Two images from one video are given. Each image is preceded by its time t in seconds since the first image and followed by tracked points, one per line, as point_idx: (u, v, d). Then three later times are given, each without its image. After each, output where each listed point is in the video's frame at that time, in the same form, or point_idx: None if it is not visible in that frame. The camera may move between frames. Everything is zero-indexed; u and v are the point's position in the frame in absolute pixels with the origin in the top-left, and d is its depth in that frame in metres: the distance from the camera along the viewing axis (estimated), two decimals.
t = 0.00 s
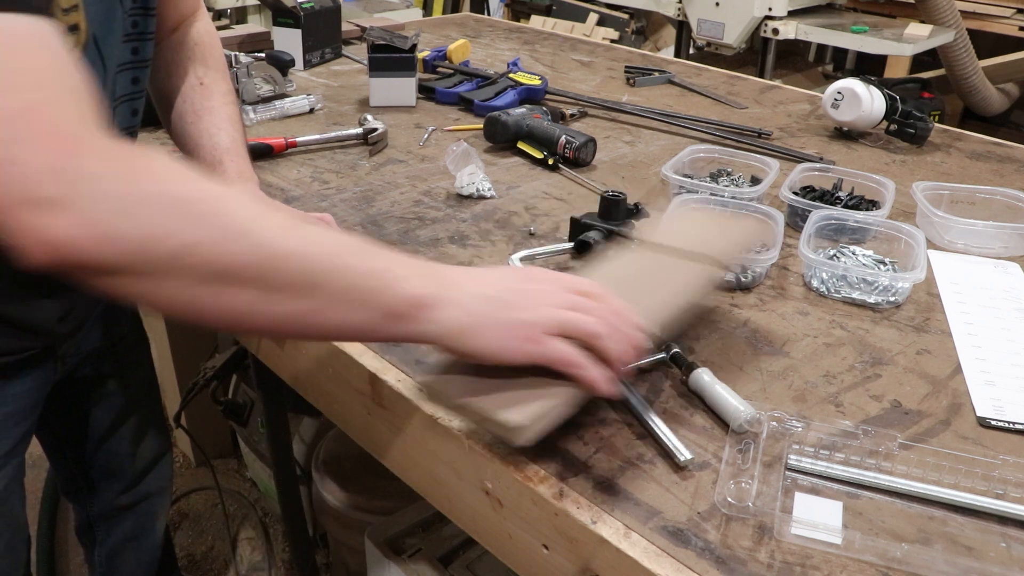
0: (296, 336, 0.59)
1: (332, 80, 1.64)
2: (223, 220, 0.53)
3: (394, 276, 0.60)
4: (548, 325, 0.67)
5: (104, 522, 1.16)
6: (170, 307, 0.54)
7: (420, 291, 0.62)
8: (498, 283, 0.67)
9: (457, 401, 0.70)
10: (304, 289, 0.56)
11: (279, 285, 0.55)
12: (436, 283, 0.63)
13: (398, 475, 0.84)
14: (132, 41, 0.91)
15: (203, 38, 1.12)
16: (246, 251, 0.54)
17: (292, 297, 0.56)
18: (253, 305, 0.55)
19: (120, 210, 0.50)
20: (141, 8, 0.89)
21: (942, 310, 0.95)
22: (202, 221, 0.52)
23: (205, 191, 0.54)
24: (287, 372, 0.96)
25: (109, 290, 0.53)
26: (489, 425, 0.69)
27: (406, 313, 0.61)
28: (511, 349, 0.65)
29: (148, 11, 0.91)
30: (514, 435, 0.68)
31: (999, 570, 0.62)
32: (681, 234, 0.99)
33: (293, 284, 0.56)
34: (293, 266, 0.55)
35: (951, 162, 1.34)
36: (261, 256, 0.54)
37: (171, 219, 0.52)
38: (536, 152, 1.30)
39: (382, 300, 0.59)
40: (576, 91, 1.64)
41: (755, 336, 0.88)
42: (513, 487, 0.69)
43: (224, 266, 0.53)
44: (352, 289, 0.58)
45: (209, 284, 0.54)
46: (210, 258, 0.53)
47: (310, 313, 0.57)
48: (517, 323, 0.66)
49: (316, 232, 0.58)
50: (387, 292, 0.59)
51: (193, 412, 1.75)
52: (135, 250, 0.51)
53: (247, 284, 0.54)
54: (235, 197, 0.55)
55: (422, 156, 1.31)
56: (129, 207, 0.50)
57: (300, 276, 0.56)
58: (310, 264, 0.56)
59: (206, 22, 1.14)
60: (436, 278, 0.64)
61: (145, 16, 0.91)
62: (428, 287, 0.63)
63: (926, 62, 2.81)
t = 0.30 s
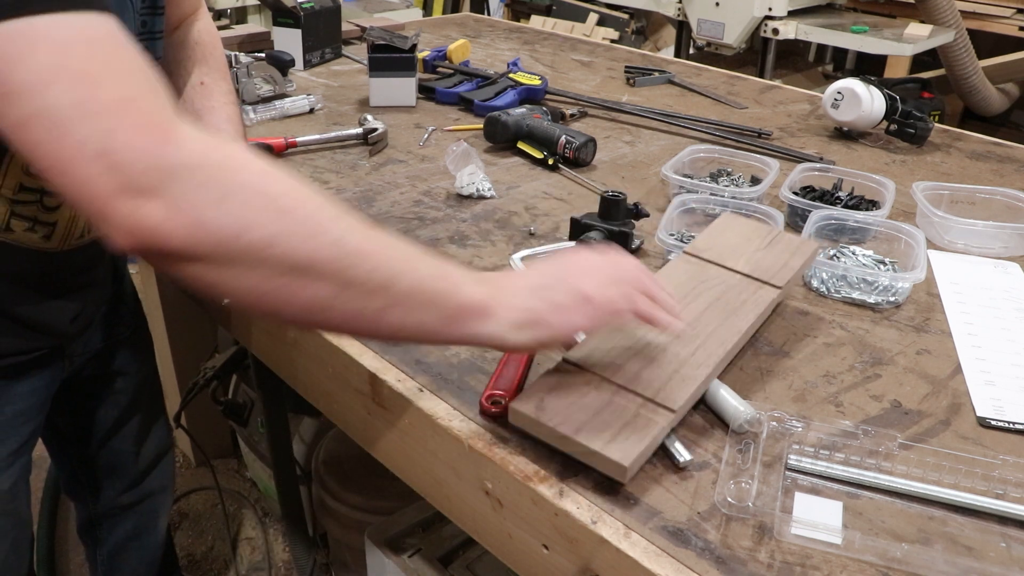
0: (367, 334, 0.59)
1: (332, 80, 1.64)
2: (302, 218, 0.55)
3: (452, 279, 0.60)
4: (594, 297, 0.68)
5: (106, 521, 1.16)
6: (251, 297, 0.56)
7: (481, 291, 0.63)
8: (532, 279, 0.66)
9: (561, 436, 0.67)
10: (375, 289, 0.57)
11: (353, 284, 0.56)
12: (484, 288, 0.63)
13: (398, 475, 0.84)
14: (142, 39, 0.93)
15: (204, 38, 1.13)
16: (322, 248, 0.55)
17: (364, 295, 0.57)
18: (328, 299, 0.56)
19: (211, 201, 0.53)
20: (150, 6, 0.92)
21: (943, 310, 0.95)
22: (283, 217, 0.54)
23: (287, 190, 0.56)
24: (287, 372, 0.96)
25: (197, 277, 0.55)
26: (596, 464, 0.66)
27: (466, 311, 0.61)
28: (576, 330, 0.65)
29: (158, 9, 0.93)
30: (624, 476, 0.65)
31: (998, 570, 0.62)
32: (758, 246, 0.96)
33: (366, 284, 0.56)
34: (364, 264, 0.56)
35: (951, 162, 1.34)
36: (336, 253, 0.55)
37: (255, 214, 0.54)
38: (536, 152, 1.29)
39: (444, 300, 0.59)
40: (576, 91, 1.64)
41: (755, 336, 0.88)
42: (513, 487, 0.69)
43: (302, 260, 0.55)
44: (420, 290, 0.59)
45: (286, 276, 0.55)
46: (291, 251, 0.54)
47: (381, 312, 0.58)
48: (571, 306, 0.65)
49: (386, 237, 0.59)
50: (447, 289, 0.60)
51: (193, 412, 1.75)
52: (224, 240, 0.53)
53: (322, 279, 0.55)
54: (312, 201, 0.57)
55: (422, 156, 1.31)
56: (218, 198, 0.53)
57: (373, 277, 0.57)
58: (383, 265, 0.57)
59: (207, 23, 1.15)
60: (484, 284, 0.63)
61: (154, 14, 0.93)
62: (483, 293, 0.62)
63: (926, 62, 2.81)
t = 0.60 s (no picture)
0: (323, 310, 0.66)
1: (332, 80, 1.64)
2: (258, 204, 0.60)
3: (398, 255, 0.69)
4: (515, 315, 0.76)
5: (105, 522, 1.16)
6: (213, 283, 0.60)
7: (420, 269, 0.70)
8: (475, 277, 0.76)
9: (557, 441, 0.67)
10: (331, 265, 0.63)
11: (309, 262, 0.62)
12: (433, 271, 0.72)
13: (398, 475, 0.84)
14: (130, 39, 0.91)
15: (200, 37, 1.12)
16: (282, 228, 0.61)
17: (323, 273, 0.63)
18: (289, 279, 0.62)
19: (172, 192, 0.57)
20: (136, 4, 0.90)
21: (942, 310, 0.95)
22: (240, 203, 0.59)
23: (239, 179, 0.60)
24: (287, 373, 0.96)
25: (162, 269, 0.59)
26: (592, 469, 0.66)
27: (409, 288, 0.69)
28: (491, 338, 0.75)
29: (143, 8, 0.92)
30: (621, 481, 0.65)
31: (998, 570, 0.62)
32: (753, 249, 0.96)
33: (323, 261, 0.63)
34: (320, 244, 0.63)
35: (951, 162, 1.34)
36: (293, 234, 0.61)
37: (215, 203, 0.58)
38: (536, 152, 1.29)
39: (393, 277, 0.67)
40: (576, 91, 1.64)
41: (755, 337, 0.88)
42: (513, 487, 0.69)
43: (263, 242, 0.60)
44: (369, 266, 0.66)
45: (248, 259, 0.60)
46: (252, 236, 0.59)
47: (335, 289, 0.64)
48: (504, 307, 0.75)
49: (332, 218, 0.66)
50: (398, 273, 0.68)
51: (194, 411, 1.75)
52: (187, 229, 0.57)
53: (282, 260, 0.61)
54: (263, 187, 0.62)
55: (422, 156, 1.31)
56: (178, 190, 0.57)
57: (327, 254, 0.63)
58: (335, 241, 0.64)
59: (204, 22, 1.15)
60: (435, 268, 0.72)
61: (140, 12, 0.92)
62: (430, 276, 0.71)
63: (926, 62, 2.81)
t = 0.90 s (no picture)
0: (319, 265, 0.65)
1: (332, 80, 1.64)
2: (250, 163, 0.58)
3: (390, 205, 0.67)
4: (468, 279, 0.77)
5: (101, 522, 1.16)
6: (203, 249, 0.59)
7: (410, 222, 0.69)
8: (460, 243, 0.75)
9: (553, 446, 0.67)
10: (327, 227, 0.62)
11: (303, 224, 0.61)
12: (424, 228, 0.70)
13: (398, 475, 0.84)
14: (112, 32, 0.92)
15: (195, 36, 1.12)
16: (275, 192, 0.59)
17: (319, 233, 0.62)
18: (284, 240, 0.61)
19: (161, 158, 0.55)
20: None
21: (942, 310, 0.95)
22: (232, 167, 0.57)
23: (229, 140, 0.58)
24: (287, 374, 0.96)
25: (153, 237, 0.57)
26: (588, 474, 0.66)
27: (396, 241, 0.68)
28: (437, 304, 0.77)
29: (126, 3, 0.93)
30: (615, 486, 0.65)
31: (998, 570, 0.62)
32: (752, 251, 0.96)
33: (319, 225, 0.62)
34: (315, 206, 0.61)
35: (951, 163, 1.34)
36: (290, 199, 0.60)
37: (205, 162, 0.56)
38: (536, 152, 1.29)
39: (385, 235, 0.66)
40: (576, 91, 1.64)
41: (755, 337, 0.88)
42: (513, 487, 0.69)
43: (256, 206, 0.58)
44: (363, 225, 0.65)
45: (242, 222, 0.59)
46: (246, 198, 0.58)
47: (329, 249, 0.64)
48: (462, 249, 0.75)
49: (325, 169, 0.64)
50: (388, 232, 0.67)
51: (194, 412, 1.75)
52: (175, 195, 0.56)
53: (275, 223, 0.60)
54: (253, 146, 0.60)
55: (422, 156, 1.31)
56: (171, 160, 0.55)
57: (322, 215, 0.62)
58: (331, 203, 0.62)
59: (199, 21, 1.15)
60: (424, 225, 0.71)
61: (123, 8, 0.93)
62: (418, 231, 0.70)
63: (926, 62, 2.81)
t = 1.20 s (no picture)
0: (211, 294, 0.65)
1: (332, 80, 1.64)
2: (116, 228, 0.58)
3: (273, 240, 0.64)
4: (364, 251, 0.69)
5: (105, 521, 1.16)
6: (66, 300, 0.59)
7: (268, 224, 0.65)
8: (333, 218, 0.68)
9: (548, 450, 0.67)
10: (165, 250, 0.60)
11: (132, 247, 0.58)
12: (273, 228, 0.65)
13: (398, 474, 0.84)
14: (109, 29, 0.92)
15: (198, 36, 1.13)
16: (86, 225, 0.57)
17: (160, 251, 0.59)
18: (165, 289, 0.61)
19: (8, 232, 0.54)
20: None
21: (942, 310, 0.95)
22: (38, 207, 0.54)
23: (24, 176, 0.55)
24: (287, 374, 0.96)
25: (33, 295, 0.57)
26: (584, 477, 0.66)
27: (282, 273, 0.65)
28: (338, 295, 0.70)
29: None
30: (613, 489, 0.65)
31: (998, 570, 0.62)
32: (750, 250, 0.96)
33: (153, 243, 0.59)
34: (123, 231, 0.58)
35: (951, 163, 1.34)
36: (105, 227, 0.57)
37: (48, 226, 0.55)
38: (536, 152, 1.30)
39: (228, 247, 0.62)
40: (576, 91, 1.64)
41: (755, 337, 0.88)
42: (512, 487, 0.69)
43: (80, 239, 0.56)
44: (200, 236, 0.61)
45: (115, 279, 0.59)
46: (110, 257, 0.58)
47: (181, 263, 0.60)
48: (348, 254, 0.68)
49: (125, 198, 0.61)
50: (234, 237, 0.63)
51: (194, 412, 1.75)
52: None
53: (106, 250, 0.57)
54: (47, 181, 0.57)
55: (422, 156, 1.31)
56: None
57: (138, 237, 0.59)
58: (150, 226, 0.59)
59: (203, 22, 1.15)
60: (274, 226, 0.65)
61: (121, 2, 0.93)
62: (270, 234, 0.64)
63: (926, 62, 2.81)
